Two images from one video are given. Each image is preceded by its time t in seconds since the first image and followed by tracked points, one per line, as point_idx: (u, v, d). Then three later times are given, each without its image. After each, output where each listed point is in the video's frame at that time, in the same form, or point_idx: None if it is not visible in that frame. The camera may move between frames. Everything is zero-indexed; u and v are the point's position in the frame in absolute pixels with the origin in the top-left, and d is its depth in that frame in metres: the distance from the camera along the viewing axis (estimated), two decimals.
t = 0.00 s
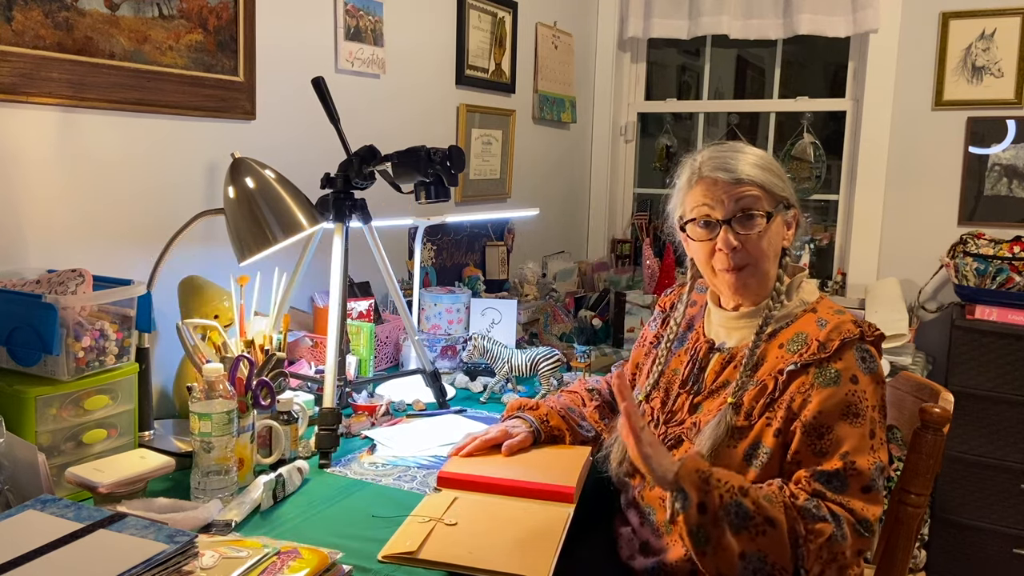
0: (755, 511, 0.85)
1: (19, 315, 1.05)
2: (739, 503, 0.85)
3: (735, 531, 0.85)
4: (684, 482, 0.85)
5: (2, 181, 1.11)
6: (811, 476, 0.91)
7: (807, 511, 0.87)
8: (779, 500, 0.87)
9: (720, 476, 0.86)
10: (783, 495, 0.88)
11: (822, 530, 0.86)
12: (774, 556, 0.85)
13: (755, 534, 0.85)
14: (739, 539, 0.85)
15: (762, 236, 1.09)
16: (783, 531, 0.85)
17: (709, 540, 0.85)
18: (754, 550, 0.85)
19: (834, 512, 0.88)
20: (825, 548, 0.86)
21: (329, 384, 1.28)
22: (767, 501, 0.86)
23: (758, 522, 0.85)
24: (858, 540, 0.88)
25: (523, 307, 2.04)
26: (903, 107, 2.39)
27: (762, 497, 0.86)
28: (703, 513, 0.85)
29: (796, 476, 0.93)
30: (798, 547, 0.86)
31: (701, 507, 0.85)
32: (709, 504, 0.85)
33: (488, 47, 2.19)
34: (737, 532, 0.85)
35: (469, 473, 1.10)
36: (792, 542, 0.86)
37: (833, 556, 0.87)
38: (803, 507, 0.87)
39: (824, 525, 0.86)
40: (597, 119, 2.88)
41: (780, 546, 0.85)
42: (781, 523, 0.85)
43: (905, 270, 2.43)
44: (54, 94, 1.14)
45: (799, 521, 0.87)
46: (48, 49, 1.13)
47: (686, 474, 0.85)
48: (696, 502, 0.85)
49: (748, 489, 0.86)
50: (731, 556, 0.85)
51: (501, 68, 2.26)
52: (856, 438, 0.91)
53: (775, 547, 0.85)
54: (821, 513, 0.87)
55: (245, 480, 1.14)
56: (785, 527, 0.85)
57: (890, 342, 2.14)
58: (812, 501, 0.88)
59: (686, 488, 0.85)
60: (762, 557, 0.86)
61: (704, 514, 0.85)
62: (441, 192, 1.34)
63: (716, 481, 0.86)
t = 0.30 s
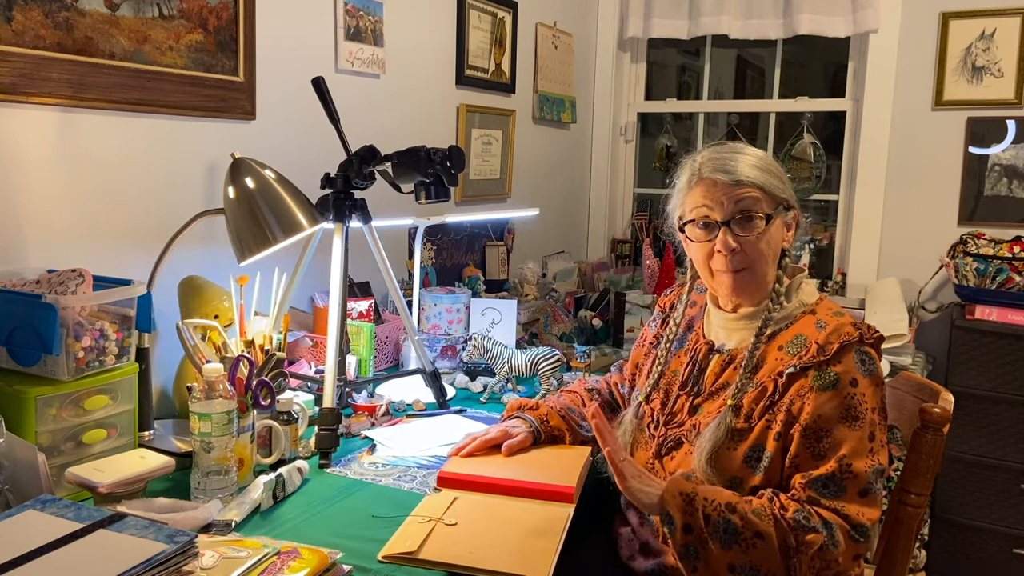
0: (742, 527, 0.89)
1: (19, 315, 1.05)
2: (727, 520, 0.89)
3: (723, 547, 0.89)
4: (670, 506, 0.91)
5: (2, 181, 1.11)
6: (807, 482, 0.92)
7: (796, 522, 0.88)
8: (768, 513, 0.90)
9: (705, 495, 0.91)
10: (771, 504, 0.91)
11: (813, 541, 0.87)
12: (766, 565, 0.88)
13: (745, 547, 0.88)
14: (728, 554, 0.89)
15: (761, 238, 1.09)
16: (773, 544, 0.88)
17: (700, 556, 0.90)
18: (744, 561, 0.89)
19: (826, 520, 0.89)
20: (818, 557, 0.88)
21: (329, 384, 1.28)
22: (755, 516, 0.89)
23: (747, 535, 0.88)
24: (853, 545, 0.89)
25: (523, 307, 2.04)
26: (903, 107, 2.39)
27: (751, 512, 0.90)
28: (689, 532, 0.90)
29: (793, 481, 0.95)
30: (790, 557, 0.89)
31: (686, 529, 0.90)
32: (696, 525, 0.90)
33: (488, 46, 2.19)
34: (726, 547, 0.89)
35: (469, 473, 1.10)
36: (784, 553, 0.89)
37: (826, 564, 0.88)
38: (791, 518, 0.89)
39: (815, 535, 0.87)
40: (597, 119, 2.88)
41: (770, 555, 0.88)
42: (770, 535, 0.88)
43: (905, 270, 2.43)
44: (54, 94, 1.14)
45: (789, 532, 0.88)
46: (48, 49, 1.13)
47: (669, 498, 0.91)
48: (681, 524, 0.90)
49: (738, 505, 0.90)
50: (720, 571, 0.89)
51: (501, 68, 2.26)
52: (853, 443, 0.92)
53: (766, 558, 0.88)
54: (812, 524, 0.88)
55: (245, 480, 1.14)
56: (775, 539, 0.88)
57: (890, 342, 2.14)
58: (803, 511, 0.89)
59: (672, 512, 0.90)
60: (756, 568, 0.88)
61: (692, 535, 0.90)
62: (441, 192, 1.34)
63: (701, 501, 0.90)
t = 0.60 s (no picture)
0: (734, 507, 0.87)
1: (19, 315, 1.05)
2: (719, 498, 0.87)
3: (714, 526, 0.87)
4: (666, 475, 0.87)
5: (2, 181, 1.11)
6: (792, 476, 0.92)
7: (786, 507, 0.88)
8: (759, 495, 0.89)
9: (701, 471, 0.89)
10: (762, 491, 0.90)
11: (799, 527, 0.87)
12: (751, 552, 0.87)
13: (733, 530, 0.87)
14: (717, 534, 0.87)
15: (755, 235, 1.09)
16: (762, 526, 0.86)
17: (686, 533, 0.88)
18: (730, 545, 0.87)
19: (810, 511, 0.88)
20: (803, 546, 0.86)
21: (329, 384, 1.28)
22: (747, 497, 0.88)
23: (737, 518, 0.87)
24: (836, 539, 0.88)
25: (523, 307, 2.04)
26: (903, 107, 2.39)
27: (743, 493, 0.88)
28: (682, 506, 0.87)
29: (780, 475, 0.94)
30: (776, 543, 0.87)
31: (679, 501, 0.87)
32: (689, 498, 0.87)
33: (488, 47, 2.19)
34: (716, 527, 0.87)
35: (469, 473, 1.10)
36: (771, 536, 0.87)
37: (811, 556, 0.86)
38: (782, 503, 0.88)
39: (802, 522, 0.87)
40: (597, 119, 2.88)
41: (757, 540, 0.86)
42: (759, 518, 0.87)
43: (905, 270, 2.43)
44: (54, 94, 1.14)
45: (778, 518, 0.87)
46: (48, 49, 1.13)
47: (667, 467, 0.87)
48: (675, 496, 0.87)
49: (730, 485, 0.88)
50: (707, 551, 0.87)
51: (501, 68, 2.26)
52: (840, 440, 0.92)
53: (753, 543, 0.87)
54: (799, 511, 0.88)
55: (245, 480, 1.14)
56: (763, 522, 0.87)
57: (891, 342, 2.14)
58: (792, 498, 0.89)
59: (668, 481, 0.87)
60: (739, 553, 0.87)
61: (683, 509, 0.87)
62: (441, 192, 1.34)
63: (698, 475, 0.88)
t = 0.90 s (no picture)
0: (750, 506, 0.87)
1: (19, 315, 1.05)
2: (736, 495, 0.87)
3: (729, 523, 0.86)
4: (685, 470, 0.87)
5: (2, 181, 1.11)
6: (801, 477, 0.92)
7: (799, 508, 0.88)
8: (774, 496, 0.88)
9: (718, 468, 0.88)
10: (774, 492, 0.89)
11: (812, 529, 0.87)
12: (763, 550, 0.86)
13: (748, 528, 0.86)
14: (731, 533, 0.86)
15: (752, 233, 1.09)
16: (777, 525, 0.86)
17: (702, 530, 0.86)
18: (744, 544, 0.86)
19: (822, 513, 0.88)
20: (815, 547, 0.86)
21: (329, 384, 1.28)
22: (762, 496, 0.87)
23: (752, 516, 0.86)
24: (846, 541, 0.88)
25: (523, 307, 2.04)
26: (903, 107, 2.39)
27: (758, 492, 0.88)
28: (699, 502, 0.86)
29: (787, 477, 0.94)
30: (788, 545, 0.87)
31: (697, 496, 0.86)
32: (707, 493, 0.86)
33: (488, 47, 2.19)
34: (731, 525, 0.86)
35: (468, 473, 1.10)
36: (783, 537, 0.87)
37: (822, 557, 0.87)
38: (796, 503, 0.88)
39: (815, 523, 0.87)
40: (597, 119, 2.88)
41: (771, 539, 0.86)
42: (775, 517, 0.86)
43: (905, 270, 2.43)
44: (54, 93, 1.14)
45: (791, 519, 0.87)
46: (48, 49, 1.13)
47: (687, 461, 0.87)
48: (693, 491, 0.86)
49: (746, 483, 0.88)
50: (721, 547, 0.86)
51: (501, 68, 2.26)
52: (846, 441, 0.92)
53: (766, 541, 0.86)
54: (813, 512, 0.88)
55: (245, 480, 1.14)
56: (779, 521, 0.86)
57: (891, 342, 2.14)
58: (804, 500, 0.89)
59: (687, 475, 0.86)
60: (751, 552, 0.87)
61: (701, 505, 0.86)
62: (441, 192, 1.34)
63: (715, 472, 0.87)
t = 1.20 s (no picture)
0: (758, 514, 0.87)
1: (19, 315, 1.05)
2: (744, 505, 0.87)
3: (738, 533, 0.86)
4: (691, 482, 0.87)
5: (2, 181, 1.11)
6: (810, 481, 0.92)
7: (809, 513, 0.88)
8: (783, 502, 0.88)
9: (725, 477, 0.88)
10: (784, 498, 0.89)
11: (822, 534, 0.87)
12: (775, 558, 0.87)
13: (758, 536, 0.86)
14: (741, 542, 0.86)
15: (755, 234, 1.09)
16: (786, 533, 0.86)
17: (712, 541, 0.87)
18: (755, 552, 0.87)
19: (832, 517, 0.88)
20: (826, 552, 0.87)
21: (329, 384, 1.28)
22: (771, 504, 0.87)
23: (761, 524, 0.86)
24: (856, 544, 0.89)
25: (523, 307, 2.04)
26: (903, 107, 2.39)
27: (767, 500, 0.88)
28: (707, 513, 0.86)
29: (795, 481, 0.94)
30: (799, 551, 0.87)
31: (704, 508, 0.86)
32: (714, 504, 0.86)
33: (488, 46, 2.19)
34: (739, 535, 0.86)
35: (468, 473, 1.10)
36: (794, 545, 0.87)
37: (833, 561, 0.87)
38: (805, 509, 0.88)
39: (825, 528, 0.87)
40: (597, 119, 2.88)
41: (781, 546, 0.86)
42: (783, 525, 0.86)
43: (905, 270, 2.43)
44: (54, 94, 1.14)
45: (801, 525, 0.87)
46: (48, 49, 1.13)
47: (693, 473, 0.87)
48: (700, 503, 0.86)
49: (753, 492, 0.88)
50: (732, 557, 0.87)
51: (501, 68, 2.26)
52: (854, 444, 0.91)
53: (777, 549, 0.86)
54: (822, 517, 0.88)
55: (245, 480, 1.14)
56: (788, 529, 0.86)
57: (891, 342, 2.14)
58: (813, 505, 0.89)
59: (693, 487, 0.86)
60: (762, 559, 0.87)
61: (709, 516, 0.86)
62: (441, 192, 1.34)
63: (722, 482, 0.87)
